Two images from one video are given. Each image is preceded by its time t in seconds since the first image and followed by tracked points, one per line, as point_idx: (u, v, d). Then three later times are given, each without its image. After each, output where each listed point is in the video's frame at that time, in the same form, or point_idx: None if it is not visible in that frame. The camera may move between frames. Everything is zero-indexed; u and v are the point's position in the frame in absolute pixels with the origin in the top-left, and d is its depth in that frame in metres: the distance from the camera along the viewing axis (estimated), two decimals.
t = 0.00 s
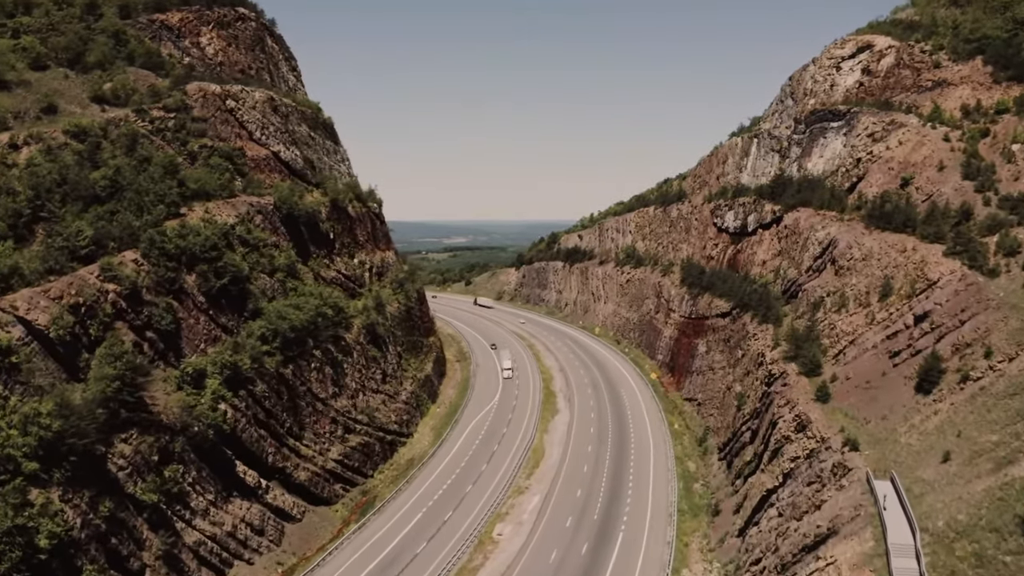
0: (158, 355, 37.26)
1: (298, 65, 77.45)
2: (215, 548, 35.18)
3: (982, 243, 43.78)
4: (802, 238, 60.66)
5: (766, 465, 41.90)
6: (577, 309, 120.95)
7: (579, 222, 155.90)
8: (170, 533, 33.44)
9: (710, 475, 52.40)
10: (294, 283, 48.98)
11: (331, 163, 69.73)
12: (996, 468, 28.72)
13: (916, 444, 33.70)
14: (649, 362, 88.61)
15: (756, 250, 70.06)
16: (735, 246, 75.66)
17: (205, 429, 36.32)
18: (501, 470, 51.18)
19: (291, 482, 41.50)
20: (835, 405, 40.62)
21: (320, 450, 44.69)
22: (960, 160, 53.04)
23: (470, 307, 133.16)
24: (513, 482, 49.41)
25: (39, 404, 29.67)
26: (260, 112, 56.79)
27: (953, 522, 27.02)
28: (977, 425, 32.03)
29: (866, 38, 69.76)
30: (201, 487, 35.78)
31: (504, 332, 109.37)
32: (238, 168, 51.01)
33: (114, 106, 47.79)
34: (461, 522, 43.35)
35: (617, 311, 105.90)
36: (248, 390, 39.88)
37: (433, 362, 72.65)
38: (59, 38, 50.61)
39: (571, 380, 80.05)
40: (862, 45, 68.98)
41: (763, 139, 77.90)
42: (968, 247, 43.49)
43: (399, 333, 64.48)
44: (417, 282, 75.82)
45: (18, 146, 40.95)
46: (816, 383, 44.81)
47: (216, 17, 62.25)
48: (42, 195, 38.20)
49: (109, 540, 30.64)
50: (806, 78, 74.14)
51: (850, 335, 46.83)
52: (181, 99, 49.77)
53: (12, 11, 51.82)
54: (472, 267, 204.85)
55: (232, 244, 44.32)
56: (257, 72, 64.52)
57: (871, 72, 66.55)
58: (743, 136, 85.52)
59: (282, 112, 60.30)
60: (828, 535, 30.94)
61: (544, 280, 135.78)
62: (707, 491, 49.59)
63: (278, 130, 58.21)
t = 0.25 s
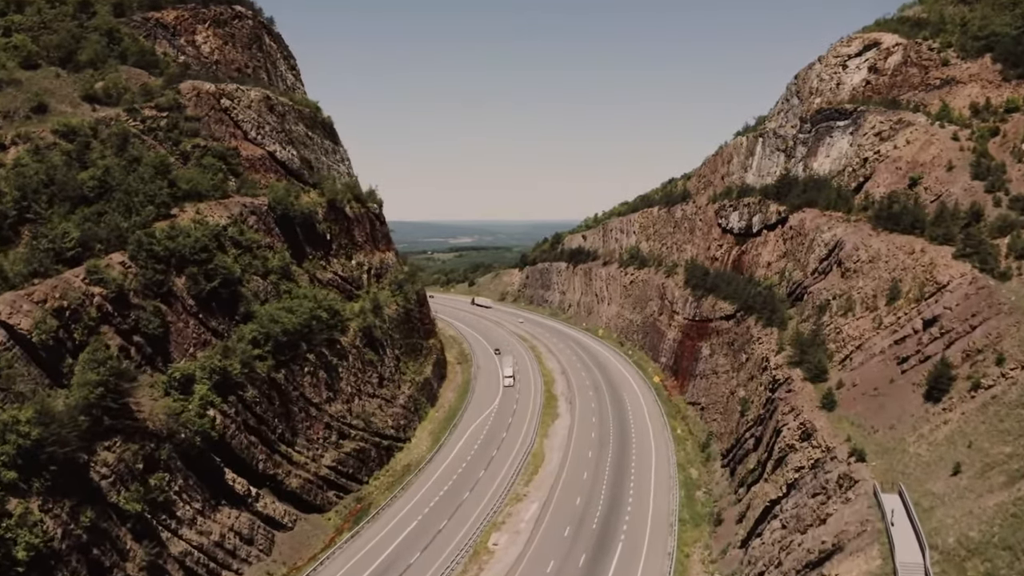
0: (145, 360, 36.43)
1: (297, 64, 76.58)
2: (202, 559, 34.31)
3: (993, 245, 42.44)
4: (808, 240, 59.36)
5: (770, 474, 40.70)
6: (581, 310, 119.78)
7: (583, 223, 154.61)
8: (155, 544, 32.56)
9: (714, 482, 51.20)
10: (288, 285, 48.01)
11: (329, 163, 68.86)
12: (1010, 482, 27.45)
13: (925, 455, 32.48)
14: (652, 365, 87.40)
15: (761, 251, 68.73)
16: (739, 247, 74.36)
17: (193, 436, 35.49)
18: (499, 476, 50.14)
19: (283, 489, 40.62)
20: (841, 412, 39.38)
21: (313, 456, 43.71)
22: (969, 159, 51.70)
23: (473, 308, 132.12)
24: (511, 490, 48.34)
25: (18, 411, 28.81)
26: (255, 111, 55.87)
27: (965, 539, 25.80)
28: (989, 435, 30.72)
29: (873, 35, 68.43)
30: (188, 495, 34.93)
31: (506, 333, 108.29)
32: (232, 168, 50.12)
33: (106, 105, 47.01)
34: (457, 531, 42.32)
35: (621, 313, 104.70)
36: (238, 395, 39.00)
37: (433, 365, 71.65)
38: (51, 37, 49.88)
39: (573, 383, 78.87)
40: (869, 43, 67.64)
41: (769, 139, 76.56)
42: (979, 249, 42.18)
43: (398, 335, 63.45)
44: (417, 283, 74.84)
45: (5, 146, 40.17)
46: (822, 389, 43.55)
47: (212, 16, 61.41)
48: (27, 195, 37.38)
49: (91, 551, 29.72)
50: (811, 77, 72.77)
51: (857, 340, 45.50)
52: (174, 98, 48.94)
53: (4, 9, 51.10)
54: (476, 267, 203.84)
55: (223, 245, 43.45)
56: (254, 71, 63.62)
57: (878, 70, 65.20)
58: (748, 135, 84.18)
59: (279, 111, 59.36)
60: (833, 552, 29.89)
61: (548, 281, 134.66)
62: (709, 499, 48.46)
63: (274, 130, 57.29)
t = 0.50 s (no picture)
0: (131, 365, 35.61)
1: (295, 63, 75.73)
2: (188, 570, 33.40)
3: (1004, 247, 41.11)
4: (813, 241, 58.10)
5: (774, 484, 39.54)
6: (584, 311, 118.64)
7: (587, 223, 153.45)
8: (138, 555, 31.62)
9: (716, 490, 50.01)
10: (281, 288, 47.12)
11: (328, 163, 68.00)
12: None
13: (934, 467, 31.25)
14: (655, 368, 86.17)
15: (765, 253, 67.45)
16: (744, 248, 73.09)
17: (179, 443, 34.67)
18: (497, 483, 49.09)
19: (273, 497, 39.73)
20: (847, 421, 38.16)
21: (306, 463, 42.80)
22: (979, 158, 50.38)
23: (475, 309, 131.17)
24: (508, 497, 47.29)
25: None
26: (251, 110, 55.00)
27: (978, 558, 24.55)
28: (1002, 446, 29.41)
29: (879, 33, 67.15)
30: (174, 504, 34.06)
31: (508, 335, 107.21)
32: (225, 168, 49.28)
33: (97, 104, 46.23)
34: (451, 540, 41.28)
35: (624, 314, 103.55)
36: (227, 401, 38.12)
37: (432, 368, 70.66)
38: (42, 35, 49.14)
39: (575, 386, 77.73)
40: (876, 40, 66.35)
41: (774, 138, 75.23)
42: (989, 251, 40.88)
43: (397, 338, 62.52)
44: (416, 284, 73.92)
45: None
46: (827, 396, 42.33)
47: (208, 14, 60.62)
48: (13, 196, 36.58)
49: (71, 563, 28.77)
50: (817, 75, 71.44)
51: (863, 345, 44.22)
52: (166, 97, 48.12)
53: None
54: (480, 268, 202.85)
55: (214, 247, 42.61)
56: (251, 69, 62.78)
57: (885, 68, 63.90)
58: (753, 135, 82.92)
59: (275, 110, 58.50)
60: (839, 569, 28.75)
61: (551, 282, 133.55)
62: (711, 508, 47.31)
63: (270, 129, 56.41)
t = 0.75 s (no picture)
0: (115, 371, 34.77)
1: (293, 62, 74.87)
2: None
3: (1016, 249, 39.76)
4: (818, 243, 56.82)
5: (777, 495, 38.39)
6: (587, 313, 117.46)
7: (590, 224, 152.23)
8: (121, 567, 30.63)
9: (719, 498, 48.84)
10: (273, 290, 46.21)
11: (325, 163, 67.10)
12: None
13: (943, 480, 30.00)
14: (658, 370, 84.93)
15: (770, 254, 66.14)
16: (748, 250, 71.82)
17: (164, 450, 33.80)
18: (494, 490, 48.08)
19: (263, 505, 38.85)
20: (853, 430, 36.94)
21: (297, 469, 41.88)
22: (989, 158, 49.04)
23: (478, 311, 130.15)
24: (505, 505, 46.25)
25: None
26: (246, 109, 54.09)
27: None
28: (1015, 458, 28.13)
29: (886, 30, 65.81)
30: (159, 514, 33.18)
31: (510, 336, 106.13)
32: (218, 168, 48.41)
33: (87, 104, 45.44)
34: (446, 550, 40.27)
35: (628, 316, 102.34)
36: (215, 407, 37.27)
37: (431, 371, 69.62)
38: (33, 33, 48.40)
39: (576, 389, 76.58)
40: (882, 37, 65.02)
41: (779, 137, 73.89)
42: (1000, 253, 39.54)
43: (395, 340, 61.54)
44: (415, 286, 72.94)
45: None
46: (832, 403, 41.10)
47: (203, 11, 59.77)
48: None
49: None
50: (823, 73, 70.09)
51: (870, 350, 42.94)
52: (157, 96, 47.30)
53: None
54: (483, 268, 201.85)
55: (204, 249, 41.74)
56: (247, 68, 61.91)
57: (892, 66, 62.58)
58: (758, 134, 81.60)
59: (271, 109, 57.60)
60: None
61: (554, 283, 132.42)
62: (713, 516, 46.17)
63: (265, 128, 55.49)
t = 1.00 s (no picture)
0: (100, 376, 33.90)
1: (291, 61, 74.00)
2: None
3: None
4: (824, 244, 55.55)
5: (780, 506, 37.24)
6: (590, 314, 116.27)
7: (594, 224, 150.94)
8: None
9: (721, 506, 47.67)
10: (265, 292, 45.31)
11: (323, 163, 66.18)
12: None
13: (954, 494, 28.75)
14: (661, 373, 83.67)
15: (774, 255, 64.83)
16: (752, 251, 70.51)
17: (148, 458, 32.81)
18: (491, 498, 47.06)
19: (252, 514, 37.94)
20: (859, 439, 35.73)
21: (288, 476, 40.94)
22: (999, 157, 47.68)
23: (480, 311, 129.11)
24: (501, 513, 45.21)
25: None
26: (240, 108, 53.20)
27: None
28: None
29: (893, 27, 64.47)
30: (143, 524, 32.26)
31: (512, 337, 105.09)
32: (210, 168, 47.56)
33: (77, 102, 44.65)
34: (439, 560, 39.25)
35: (631, 317, 101.12)
36: (203, 414, 36.39)
37: (431, 374, 68.64)
38: (23, 31, 47.69)
39: (577, 392, 75.41)
40: (889, 35, 63.68)
41: (783, 136, 72.58)
42: (1011, 256, 38.21)
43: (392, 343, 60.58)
44: (414, 287, 71.94)
45: None
46: (838, 411, 39.88)
47: (199, 9, 58.95)
48: None
49: None
50: (828, 71, 68.75)
51: (877, 355, 41.64)
52: (148, 94, 46.48)
53: None
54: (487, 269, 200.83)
55: (192, 251, 40.89)
56: (243, 67, 61.05)
57: (899, 64, 61.26)
58: (762, 133, 80.28)
59: (266, 108, 56.70)
60: None
61: (557, 284, 131.30)
62: (715, 526, 45.04)
63: (260, 128, 54.60)
